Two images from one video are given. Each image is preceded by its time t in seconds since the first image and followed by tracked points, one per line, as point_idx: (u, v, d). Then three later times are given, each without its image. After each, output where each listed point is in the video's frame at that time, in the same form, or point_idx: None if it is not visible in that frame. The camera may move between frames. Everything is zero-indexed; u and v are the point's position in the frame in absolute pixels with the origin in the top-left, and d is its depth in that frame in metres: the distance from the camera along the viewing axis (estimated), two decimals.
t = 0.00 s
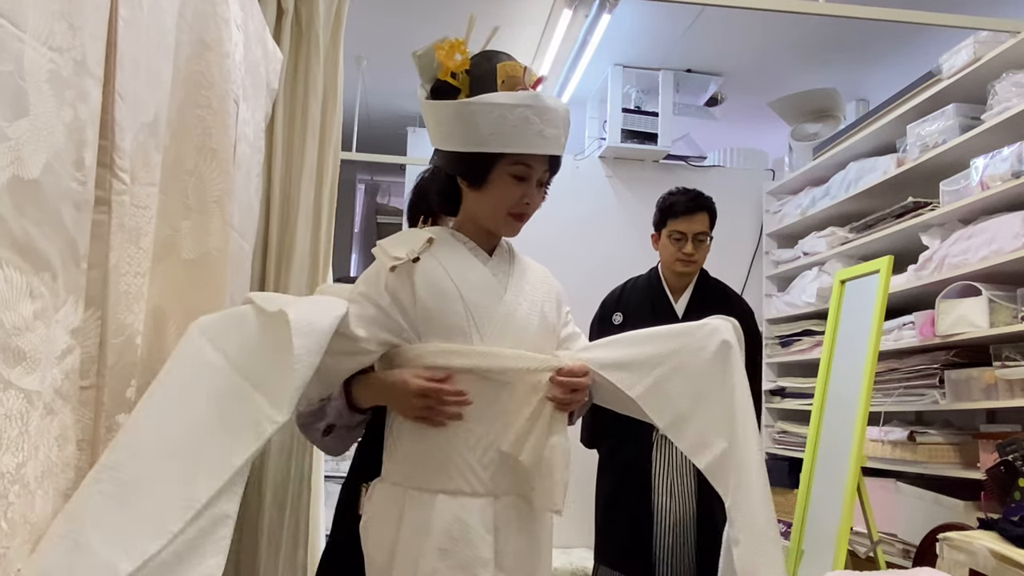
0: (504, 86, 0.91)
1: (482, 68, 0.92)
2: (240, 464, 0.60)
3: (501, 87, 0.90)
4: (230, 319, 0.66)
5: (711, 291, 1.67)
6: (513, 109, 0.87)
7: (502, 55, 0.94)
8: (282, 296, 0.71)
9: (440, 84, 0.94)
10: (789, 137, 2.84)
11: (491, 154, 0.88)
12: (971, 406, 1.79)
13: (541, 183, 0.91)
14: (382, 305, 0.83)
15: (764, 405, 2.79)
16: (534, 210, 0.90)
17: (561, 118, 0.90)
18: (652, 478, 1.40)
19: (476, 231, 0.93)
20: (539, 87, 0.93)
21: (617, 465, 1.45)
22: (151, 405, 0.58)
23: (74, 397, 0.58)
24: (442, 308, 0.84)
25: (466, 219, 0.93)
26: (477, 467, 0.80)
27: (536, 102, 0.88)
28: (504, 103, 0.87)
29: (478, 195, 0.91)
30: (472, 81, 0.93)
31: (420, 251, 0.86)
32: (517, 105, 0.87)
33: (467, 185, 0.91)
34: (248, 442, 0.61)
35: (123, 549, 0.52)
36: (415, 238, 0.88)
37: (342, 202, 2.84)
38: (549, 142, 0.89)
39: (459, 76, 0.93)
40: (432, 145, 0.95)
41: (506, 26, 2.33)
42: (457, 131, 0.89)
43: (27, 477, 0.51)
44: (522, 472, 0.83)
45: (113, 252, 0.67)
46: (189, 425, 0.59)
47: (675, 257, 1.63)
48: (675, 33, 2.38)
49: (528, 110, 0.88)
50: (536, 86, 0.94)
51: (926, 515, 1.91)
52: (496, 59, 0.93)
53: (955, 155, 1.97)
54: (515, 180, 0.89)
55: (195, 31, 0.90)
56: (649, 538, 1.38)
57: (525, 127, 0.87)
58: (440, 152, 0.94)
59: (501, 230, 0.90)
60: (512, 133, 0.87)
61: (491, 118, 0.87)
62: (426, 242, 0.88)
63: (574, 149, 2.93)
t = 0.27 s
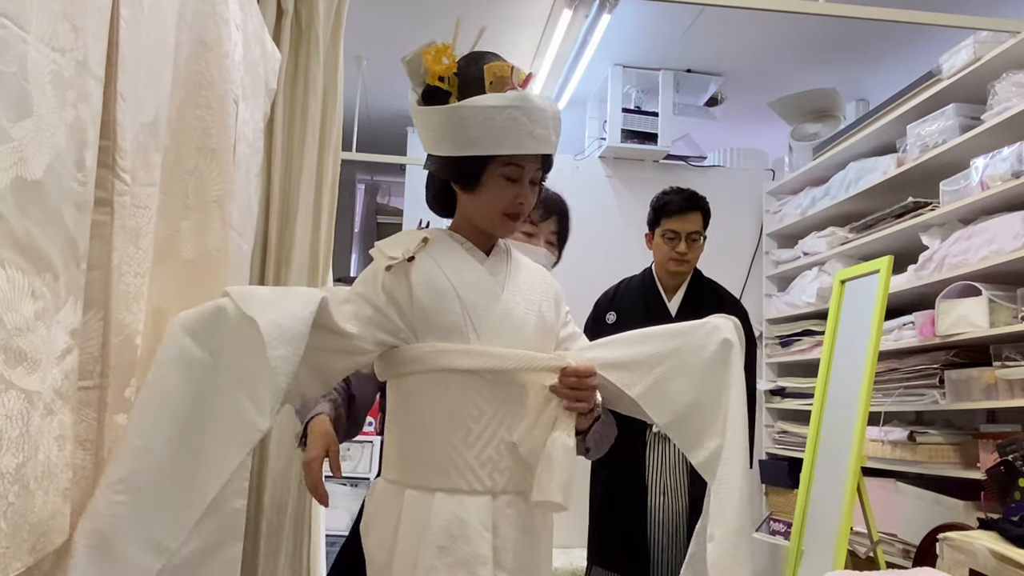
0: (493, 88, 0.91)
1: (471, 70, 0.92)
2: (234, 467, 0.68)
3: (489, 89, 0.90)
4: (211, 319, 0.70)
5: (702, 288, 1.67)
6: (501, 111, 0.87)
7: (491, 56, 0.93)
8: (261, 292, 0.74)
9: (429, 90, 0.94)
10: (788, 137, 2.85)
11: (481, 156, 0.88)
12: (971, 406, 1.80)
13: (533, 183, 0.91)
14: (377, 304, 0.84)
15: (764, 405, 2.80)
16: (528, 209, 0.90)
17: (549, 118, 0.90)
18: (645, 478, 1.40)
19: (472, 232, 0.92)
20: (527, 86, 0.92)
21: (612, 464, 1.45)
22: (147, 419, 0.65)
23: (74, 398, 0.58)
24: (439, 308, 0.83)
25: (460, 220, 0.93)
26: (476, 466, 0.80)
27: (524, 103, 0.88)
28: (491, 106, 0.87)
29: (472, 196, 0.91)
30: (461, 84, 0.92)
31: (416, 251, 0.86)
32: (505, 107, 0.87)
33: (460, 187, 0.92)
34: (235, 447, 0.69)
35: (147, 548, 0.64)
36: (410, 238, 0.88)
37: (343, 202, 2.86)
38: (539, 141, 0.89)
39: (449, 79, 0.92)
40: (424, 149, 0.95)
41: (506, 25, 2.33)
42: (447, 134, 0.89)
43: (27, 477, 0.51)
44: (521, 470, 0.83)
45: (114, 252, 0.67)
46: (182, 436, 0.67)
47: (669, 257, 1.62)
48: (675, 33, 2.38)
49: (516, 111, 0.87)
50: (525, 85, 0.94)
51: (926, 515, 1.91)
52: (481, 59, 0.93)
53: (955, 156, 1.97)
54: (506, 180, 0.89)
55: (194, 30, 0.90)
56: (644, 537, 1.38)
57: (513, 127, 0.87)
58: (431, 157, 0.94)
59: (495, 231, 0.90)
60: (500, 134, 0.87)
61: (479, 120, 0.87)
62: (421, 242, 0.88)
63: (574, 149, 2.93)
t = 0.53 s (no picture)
0: (481, 88, 0.91)
1: (461, 72, 0.93)
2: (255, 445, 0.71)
3: (477, 89, 0.90)
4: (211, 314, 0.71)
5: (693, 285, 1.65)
6: (484, 109, 0.87)
7: (482, 58, 0.94)
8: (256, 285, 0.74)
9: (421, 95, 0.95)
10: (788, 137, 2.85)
11: (468, 155, 0.89)
12: (971, 406, 1.80)
13: (524, 179, 0.90)
14: (379, 305, 0.83)
15: (764, 405, 2.79)
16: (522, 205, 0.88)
17: (535, 112, 0.89)
18: (641, 475, 1.32)
19: (470, 233, 0.92)
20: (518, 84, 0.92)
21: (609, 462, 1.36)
22: (170, 415, 0.68)
23: (74, 398, 0.58)
24: (441, 308, 0.83)
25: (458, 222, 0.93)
26: (477, 465, 0.80)
27: (507, 100, 0.88)
28: (474, 104, 0.87)
29: (464, 196, 0.91)
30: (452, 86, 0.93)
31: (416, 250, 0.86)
32: (488, 105, 0.87)
33: (456, 190, 0.93)
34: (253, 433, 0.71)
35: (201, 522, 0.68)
36: (410, 239, 0.88)
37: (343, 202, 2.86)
38: (523, 136, 0.88)
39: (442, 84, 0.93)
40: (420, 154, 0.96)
41: (505, 26, 2.33)
42: (436, 137, 0.90)
43: (27, 477, 0.51)
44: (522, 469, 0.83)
45: (115, 252, 0.67)
46: (207, 424, 0.70)
47: (664, 252, 1.60)
48: (674, 34, 2.38)
49: (498, 108, 0.87)
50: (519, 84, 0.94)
51: (926, 515, 1.91)
52: (470, 61, 0.93)
53: (955, 155, 1.97)
54: (495, 177, 0.88)
55: (194, 31, 0.90)
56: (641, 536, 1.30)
57: (496, 124, 0.87)
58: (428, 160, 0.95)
59: (491, 229, 0.90)
60: (483, 132, 0.87)
61: (463, 120, 0.88)
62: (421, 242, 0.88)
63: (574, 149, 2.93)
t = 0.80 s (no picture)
0: (480, 89, 0.91)
1: (462, 75, 0.93)
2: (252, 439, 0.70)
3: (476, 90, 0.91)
4: (205, 306, 0.70)
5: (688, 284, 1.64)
6: (479, 108, 0.87)
7: (483, 61, 0.94)
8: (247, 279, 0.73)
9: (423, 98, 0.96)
10: (788, 137, 2.85)
11: (465, 154, 0.89)
12: (971, 406, 1.80)
13: (522, 178, 0.89)
14: (379, 304, 0.83)
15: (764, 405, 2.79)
16: (521, 203, 0.87)
17: (531, 110, 0.89)
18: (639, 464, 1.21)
19: (472, 234, 0.92)
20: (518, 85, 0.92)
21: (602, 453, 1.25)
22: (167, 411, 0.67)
23: (74, 398, 0.58)
24: (440, 308, 0.83)
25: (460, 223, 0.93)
26: (475, 465, 0.80)
27: (503, 98, 0.88)
28: (470, 103, 0.88)
29: (464, 195, 0.91)
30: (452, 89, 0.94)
31: (416, 250, 0.86)
32: (483, 104, 0.88)
33: (456, 191, 0.93)
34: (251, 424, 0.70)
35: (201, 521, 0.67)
36: (410, 239, 0.88)
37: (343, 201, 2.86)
38: (518, 134, 0.87)
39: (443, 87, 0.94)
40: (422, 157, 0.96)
41: (505, 26, 2.33)
42: (435, 138, 0.91)
43: (27, 477, 0.51)
44: (520, 469, 0.82)
45: (115, 252, 0.66)
46: (202, 419, 0.68)
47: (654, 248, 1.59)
48: (674, 34, 2.38)
49: (494, 107, 0.87)
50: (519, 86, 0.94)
51: (925, 515, 1.91)
52: (472, 65, 0.94)
53: (955, 155, 1.97)
54: (492, 176, 0.88)
55: (194, 31, 0.90)
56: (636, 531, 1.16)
57: (491, 123, 0.87)
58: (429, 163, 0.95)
59: (489, 228, 0.89)
60: (479, 131, 0.87)
61: (459, 120, 0.88)
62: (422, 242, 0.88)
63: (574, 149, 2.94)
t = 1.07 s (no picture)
0: (484, 91, 0.91)
1: (466, 77, 0.93)
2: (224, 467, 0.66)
3: (480, 92, 0.91)
4: (199, 329, 0.68)
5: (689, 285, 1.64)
6: (484, 109, 0.88)
7: (486, 63, 0.95)
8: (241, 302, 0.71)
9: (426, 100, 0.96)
10: (788, 137, 2.85)
11: (469, 155, 0.89)
12: (971, 406, 1.80)
13: (526, 180, 0.90)
14: (380, 305, 0.83)
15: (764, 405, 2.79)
16: (524, 204, 0.87)
17: (535, 112, 0.89)
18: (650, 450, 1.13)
19: (475, 235, 0.92)
20: (521, 88, 0.92)
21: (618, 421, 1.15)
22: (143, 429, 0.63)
23: (74, 398, 0.58)
24: (441, 308, 0.83)
25: (462, 224, 0.93)
26: (475, 465, 0.80)
27: (507, 100, 0.88)
28: (475, 104, 0.88)
29: (467, 196, 0.91)
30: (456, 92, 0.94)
31: (418, 251, 0.86)
32: (488, 105, 0.88)
33: (459, 191, 0.93)
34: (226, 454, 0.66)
35: (148, 559, 0.61)
36: (410, 240, 0.88)
37: (342, 201, 2.86)
38: (523, 135, 0.88)
39: (446, 89, 0.94)
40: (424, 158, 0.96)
41: (506, 26, 2.34)
42: (439, 139, 0.91)
43: (27, 477, 0.51)
44: (520, 469, 0.82)
45: (114, 252, 0.66)
46: (177, 442, 0.64)
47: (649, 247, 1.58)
48: (674, 33, 2.38)
49: (499, 108, 0.88)
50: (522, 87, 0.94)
51: (925, 515, 1.91)
52: (475, 67, 0.94)
53: (955, 155, 1.97)
54: (496, 177, 0.88)
55: (194, 31, 0.90)
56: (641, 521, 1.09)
57: (496, 124, 0.87)
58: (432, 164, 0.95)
59: (492, 228, 0.89)
60: (484, 132, 0.87)
61: (463, 121, 0.88)
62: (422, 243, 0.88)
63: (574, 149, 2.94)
